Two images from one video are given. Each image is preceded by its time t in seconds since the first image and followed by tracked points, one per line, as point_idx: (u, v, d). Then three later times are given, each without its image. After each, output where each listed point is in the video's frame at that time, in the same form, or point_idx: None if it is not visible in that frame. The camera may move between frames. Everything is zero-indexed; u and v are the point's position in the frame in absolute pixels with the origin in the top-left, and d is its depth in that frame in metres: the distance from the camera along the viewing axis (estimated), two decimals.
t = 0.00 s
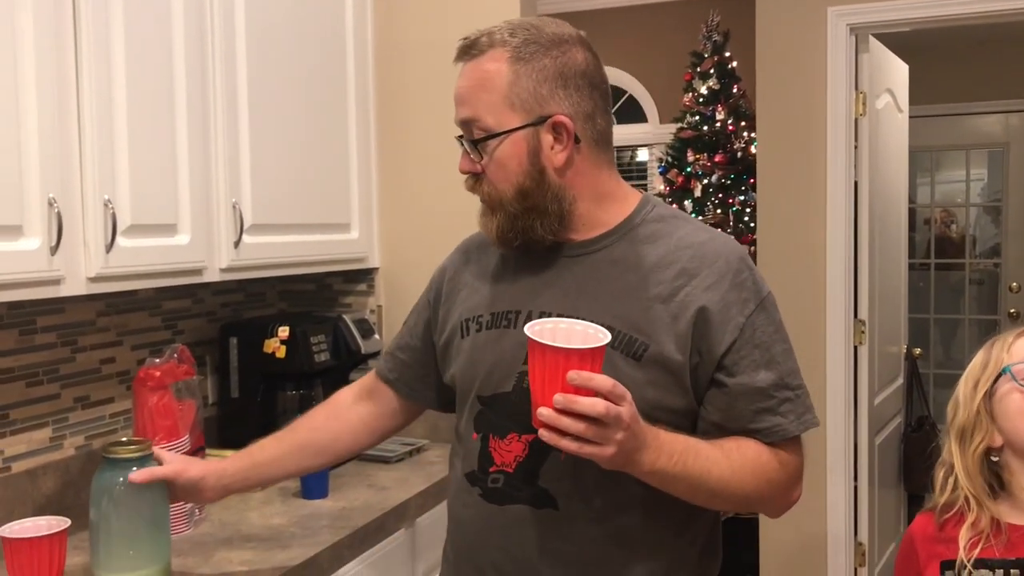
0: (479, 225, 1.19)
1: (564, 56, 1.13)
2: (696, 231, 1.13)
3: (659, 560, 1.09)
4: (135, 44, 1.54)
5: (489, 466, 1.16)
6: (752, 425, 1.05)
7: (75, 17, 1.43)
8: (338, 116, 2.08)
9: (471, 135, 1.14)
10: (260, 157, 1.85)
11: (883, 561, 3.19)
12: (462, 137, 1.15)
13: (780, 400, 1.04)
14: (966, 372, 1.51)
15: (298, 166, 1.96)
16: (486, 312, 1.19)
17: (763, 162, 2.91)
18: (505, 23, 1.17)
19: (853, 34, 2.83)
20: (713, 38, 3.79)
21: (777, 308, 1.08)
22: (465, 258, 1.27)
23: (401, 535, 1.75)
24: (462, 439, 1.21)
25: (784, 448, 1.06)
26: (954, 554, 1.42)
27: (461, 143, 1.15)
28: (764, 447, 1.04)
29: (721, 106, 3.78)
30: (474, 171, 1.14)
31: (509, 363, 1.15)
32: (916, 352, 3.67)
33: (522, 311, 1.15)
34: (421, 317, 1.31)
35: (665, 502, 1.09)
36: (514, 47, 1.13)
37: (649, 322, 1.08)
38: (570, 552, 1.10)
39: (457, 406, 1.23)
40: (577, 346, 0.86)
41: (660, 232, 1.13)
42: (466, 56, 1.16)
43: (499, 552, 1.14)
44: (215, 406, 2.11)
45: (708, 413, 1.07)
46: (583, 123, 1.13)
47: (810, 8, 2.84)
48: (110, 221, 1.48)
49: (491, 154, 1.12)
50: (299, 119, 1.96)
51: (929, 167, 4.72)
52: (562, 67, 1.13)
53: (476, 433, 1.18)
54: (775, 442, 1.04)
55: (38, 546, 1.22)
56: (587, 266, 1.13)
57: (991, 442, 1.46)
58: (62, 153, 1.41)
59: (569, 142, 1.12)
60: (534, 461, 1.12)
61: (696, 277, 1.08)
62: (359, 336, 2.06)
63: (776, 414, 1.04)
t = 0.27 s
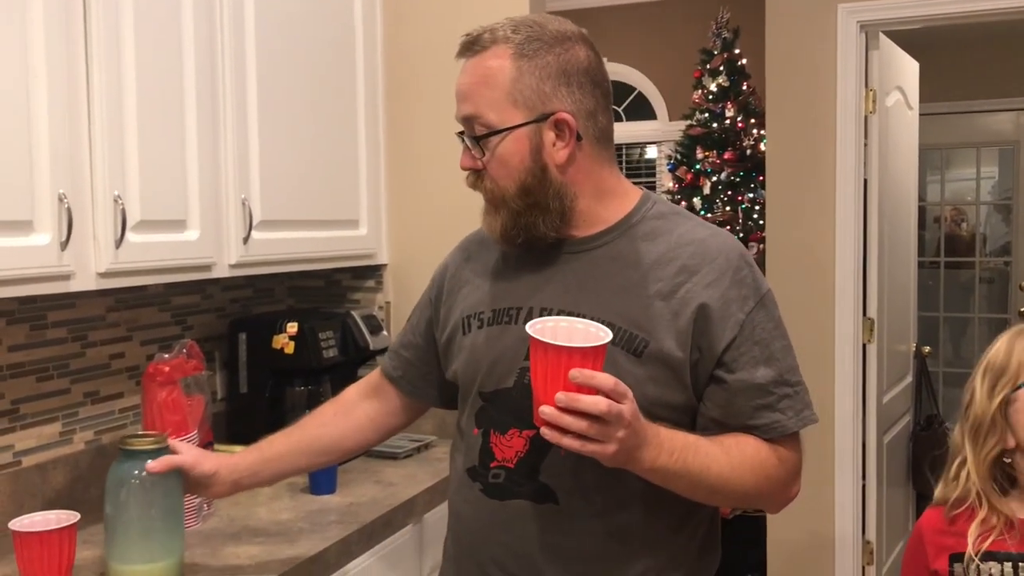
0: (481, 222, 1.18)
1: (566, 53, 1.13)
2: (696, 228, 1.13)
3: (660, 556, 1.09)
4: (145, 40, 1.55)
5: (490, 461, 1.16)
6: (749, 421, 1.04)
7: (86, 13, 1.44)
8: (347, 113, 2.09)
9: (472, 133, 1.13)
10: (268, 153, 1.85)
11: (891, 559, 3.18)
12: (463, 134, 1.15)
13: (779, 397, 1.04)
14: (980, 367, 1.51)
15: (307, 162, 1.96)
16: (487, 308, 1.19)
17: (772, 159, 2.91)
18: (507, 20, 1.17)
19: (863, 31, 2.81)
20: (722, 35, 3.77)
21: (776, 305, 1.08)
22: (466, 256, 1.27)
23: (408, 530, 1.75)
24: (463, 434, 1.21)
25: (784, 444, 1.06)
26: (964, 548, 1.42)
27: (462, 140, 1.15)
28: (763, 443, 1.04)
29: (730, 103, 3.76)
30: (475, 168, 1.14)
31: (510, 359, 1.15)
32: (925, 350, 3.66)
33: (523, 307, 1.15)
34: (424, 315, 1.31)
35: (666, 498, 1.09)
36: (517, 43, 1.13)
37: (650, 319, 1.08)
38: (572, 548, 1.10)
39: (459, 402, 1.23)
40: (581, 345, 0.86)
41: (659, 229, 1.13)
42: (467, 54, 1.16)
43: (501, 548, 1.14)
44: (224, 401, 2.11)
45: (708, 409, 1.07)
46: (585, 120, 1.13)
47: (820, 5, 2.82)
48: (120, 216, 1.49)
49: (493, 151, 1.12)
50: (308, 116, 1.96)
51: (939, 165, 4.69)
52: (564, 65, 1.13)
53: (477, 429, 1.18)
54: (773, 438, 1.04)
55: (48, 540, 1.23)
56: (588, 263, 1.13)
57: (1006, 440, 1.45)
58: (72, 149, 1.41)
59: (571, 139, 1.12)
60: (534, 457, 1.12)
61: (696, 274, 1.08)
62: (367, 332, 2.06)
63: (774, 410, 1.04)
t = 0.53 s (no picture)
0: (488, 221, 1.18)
1: (573, 52, 1.13)
2: (704, 227, 1.13)
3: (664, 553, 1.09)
4: (154, 38, 1.55)
5: (494, 457, 1.16)
6: (756, 420, 1.04)
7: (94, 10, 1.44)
8: (354, 110, 2.09)
9: (480, 132, 1.13)
10: (276, 150, 1.85)
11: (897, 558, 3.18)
12: (471, 133, 1.15)
13: (785, 396, 1.04)
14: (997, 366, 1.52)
15: (314, 159, 1.96)
16: (494, 305, 1.19)
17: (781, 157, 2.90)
18: (513, 20, 1.17)
19: (872, 29, 2.80)
20: (730, 32, 3.75)
21: (782, 304, 1.08)
22: (473, 253, 1.27)
23: (414, 527, 1.75)
24: (468, 430, 1.21)
25: (790, 442, 1.05)
26: (975, 543, 1.41)
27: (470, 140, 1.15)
28: (768, 442, 1.04)
29: (738, 101, 3.75)
30: (483, 167, 1.14)
31: (515, 356, 1.15)
32: (932, 349, 3.64)
33: (529, 305, 1.15)
34: (430, 311, 1.32)
35: (671, 496, 1.09)
36: (523, 44, 1.13)
37: (655, 317, 1.08)
38: (577, 545, 1.10)
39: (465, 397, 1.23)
40: (588, 346, 0.86)
41: (666, 228, 1.13)
42: (475, 53, 1.16)
43: (506, 544, 1.14)
44: (231, 397, 2.12)
45: (713, 407, 1.07)
46: (592, 119, 1.13)
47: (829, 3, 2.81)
48: (128, 212, 1.49)
49: (500, 150, 1.11)
50: (316, 113, 1.96)
51: (948, 163, 4.67)
52: (571, 64, 1.13)
53: (482, 424, 1.18)
54: (779, 437, 1.04)
55: (56, 535, 1.23)
56: (595, 261, 1.13)
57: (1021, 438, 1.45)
58: (80, 146, 1.42)
59: (579, 139, 1.12)
60: (538, 453, 1.12)
61: (702, 273, 1.08)
62: (374, 329, 2.07)
63: (781, 409, 1.04)
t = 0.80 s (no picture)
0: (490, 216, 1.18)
1: (573, 47, 1.13)
2: (704, 224, 1.13)
3: (663, 551, 1.09)
4: (157, 35, 1.55)
5: (494, 455, 1.16)
6: (756, 418, 1.04)
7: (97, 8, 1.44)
8: (356, 108, 2.08)
9: (482, 127, 1.13)
10: (278, 148, 1.85)
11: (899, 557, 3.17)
12: (473, 129, 1.14)
13: (784, 393, 1.04)
14: (1006, 362, 1.52)
15: (316, 157, 1.96)
16: (494, 303, 1.19)
17: (784, 155, 2.90)
18: (512, 17, 1.17)
19: (874, 27, 2.80)
20: (732, 30, 3.75)
21: (783, 302, 1.08)
22: (475, 251, 1.26)
23: (416, 525, 1.75)
24: (469, 428, 1.21)
25: (790, 440, 1.05)
26: (986, 543, 1.44)
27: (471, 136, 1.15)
28: (769, 440, 1.04)
29: (740, 99, 3.74)
30: (485, 163, 1.13)
31: (515, 353, 1.14)
32: (935, 348, 3.63)
33: (530, 303, 1.15)
34: (431, 310, 1.32)
35: (671, 493, 1.09)
36: (524, 38, 1.13)
37: (655, 315, 1.08)
38: (577, 543, 1.10)
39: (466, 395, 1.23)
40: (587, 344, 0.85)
41: (667, 225, 1.13)
42: (474, 50, 1.16)
43: (506, 542, 1.14)
44: (233, 395, 2.12)
45: (713, 404, 1.07)
46: (593, 114, 1.13)
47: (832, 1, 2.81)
48: (131, 210, 1.49)
49: (502, 145, 1.11)
50: (318, 111, 1.96)
51: (951, 162, 4.65)
52: (571, 59, 1.13)
53: (482, 422, 1.18)
54: (779, 435, 1.04)
55: (58, 533, 1.23)
56: (595, 259, 1.13)
57: None
58: (83, 144, 1.42)
59: (580, 134, 1.12)
60: (538, 451, 1.12)
61: (702, 270, 1.08)
62: (376, 327, 2.07)
63: (781, 407, 1.03)
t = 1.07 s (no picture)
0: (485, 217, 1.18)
1: (568, 48, 1.13)
2: (700, 224, 1.13)
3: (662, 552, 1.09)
4: (154, 37, 1.55)
5: (492, 456, 1.16)
6: (754, 417, 1.04)
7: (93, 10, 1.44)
8: (354, 109, 2.08)
9: (477, 128, 1.13)
10: (276, 149, 1.85)
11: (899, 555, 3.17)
12: (467, 130, 1.14)
13: (782, 392, 1.04)
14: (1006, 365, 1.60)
15: (314, 158, 1.96)
16: (491, 304, 1.18)
17: (782, 154, 2.90)
18: (508, 17, 1.17)
19: (872, 26, 2.80)
20: (730, 30, 3.75)
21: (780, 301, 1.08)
22: (471, 252, 1.26)
23: (416, 526, 1.75)
24: (467, 429, 1.21)
25: (789, 439, 1.05)
26: (985, 538, 1.51)
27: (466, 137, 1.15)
28: (767, 440, 1.04)
29: (738, 98, 3.74)
30: (480, 163, 1.13)
31: (513, 354, 1.14)
32: (934, 346, 3.64)
33: (526, 304, 1.15)
34: (427, 311, 1.31)
35: (669, 493, 1.09)
36: (519, 39, 1.13)
37: (652, 315, 1.08)
38: (576, 544, 1.10)
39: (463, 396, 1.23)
40: (585, 346, 0.85)
41: (664, 225, 1.13)
42: (469, 51, 1.16)
43: (505, 543, 1.14)
44: (232, 397, 2.12)
45: (711, 404, 1.07)
46: (589, 114, 1.13)
47: None
48: (129, 213, 1.49)
49: (497, 146, 1.11)
50: (316, 111, 1.96)
51: (949, 160, 4.66)
52: (567, 59, 1.13)
53: (481, 423, 1.18)
54: (778, 434, 1.04)
55: (57, 536, 1.23)
56: (592, 259, 1.13)
57: None
58: (81, 147, 1.42)
59: (575, 134, 1.12)
60: (536, 451, 1.12)
61: (699, 270, 1.08)
62: (375, 328, 2.07)
63: (779, 407, 1.03)
